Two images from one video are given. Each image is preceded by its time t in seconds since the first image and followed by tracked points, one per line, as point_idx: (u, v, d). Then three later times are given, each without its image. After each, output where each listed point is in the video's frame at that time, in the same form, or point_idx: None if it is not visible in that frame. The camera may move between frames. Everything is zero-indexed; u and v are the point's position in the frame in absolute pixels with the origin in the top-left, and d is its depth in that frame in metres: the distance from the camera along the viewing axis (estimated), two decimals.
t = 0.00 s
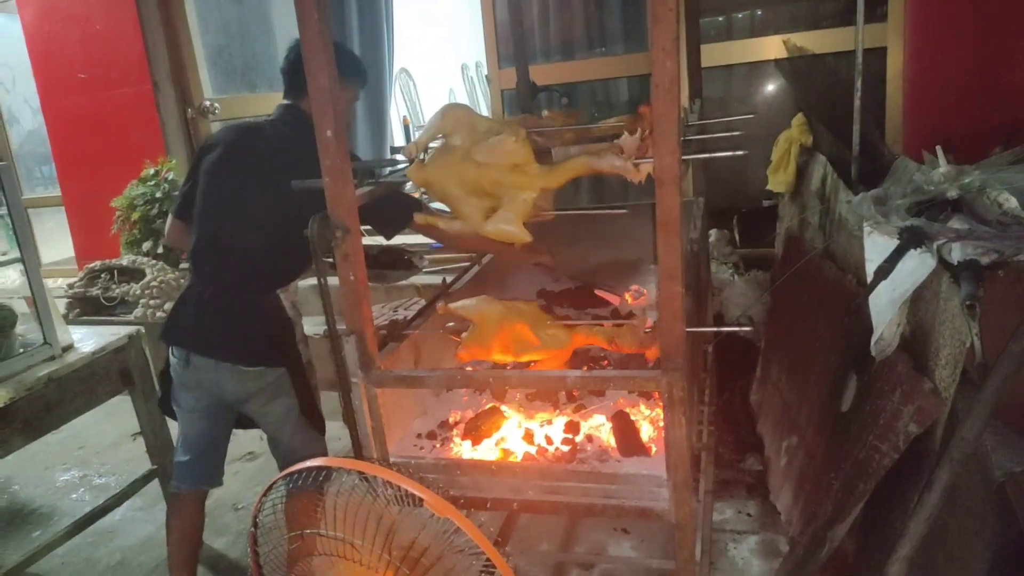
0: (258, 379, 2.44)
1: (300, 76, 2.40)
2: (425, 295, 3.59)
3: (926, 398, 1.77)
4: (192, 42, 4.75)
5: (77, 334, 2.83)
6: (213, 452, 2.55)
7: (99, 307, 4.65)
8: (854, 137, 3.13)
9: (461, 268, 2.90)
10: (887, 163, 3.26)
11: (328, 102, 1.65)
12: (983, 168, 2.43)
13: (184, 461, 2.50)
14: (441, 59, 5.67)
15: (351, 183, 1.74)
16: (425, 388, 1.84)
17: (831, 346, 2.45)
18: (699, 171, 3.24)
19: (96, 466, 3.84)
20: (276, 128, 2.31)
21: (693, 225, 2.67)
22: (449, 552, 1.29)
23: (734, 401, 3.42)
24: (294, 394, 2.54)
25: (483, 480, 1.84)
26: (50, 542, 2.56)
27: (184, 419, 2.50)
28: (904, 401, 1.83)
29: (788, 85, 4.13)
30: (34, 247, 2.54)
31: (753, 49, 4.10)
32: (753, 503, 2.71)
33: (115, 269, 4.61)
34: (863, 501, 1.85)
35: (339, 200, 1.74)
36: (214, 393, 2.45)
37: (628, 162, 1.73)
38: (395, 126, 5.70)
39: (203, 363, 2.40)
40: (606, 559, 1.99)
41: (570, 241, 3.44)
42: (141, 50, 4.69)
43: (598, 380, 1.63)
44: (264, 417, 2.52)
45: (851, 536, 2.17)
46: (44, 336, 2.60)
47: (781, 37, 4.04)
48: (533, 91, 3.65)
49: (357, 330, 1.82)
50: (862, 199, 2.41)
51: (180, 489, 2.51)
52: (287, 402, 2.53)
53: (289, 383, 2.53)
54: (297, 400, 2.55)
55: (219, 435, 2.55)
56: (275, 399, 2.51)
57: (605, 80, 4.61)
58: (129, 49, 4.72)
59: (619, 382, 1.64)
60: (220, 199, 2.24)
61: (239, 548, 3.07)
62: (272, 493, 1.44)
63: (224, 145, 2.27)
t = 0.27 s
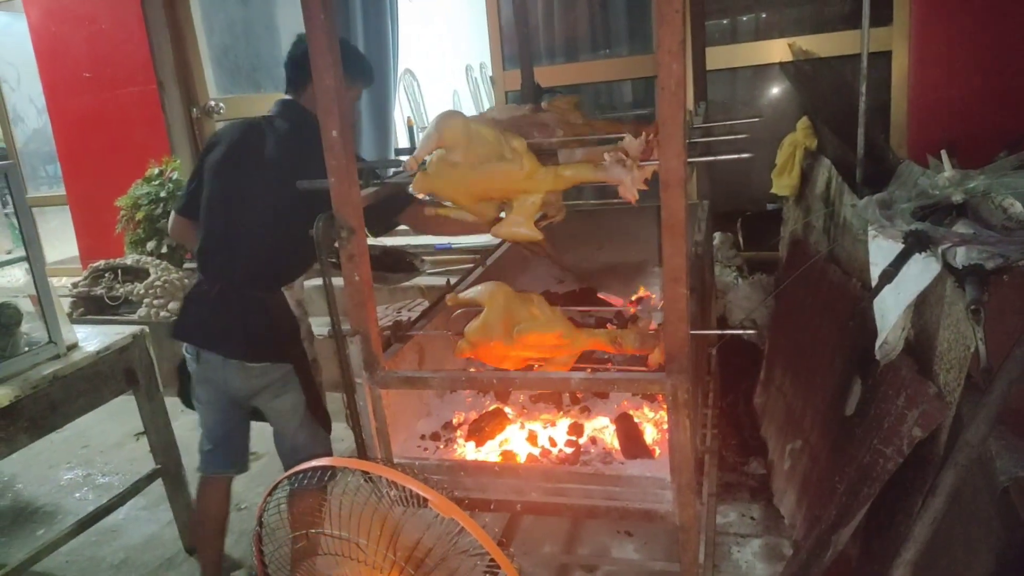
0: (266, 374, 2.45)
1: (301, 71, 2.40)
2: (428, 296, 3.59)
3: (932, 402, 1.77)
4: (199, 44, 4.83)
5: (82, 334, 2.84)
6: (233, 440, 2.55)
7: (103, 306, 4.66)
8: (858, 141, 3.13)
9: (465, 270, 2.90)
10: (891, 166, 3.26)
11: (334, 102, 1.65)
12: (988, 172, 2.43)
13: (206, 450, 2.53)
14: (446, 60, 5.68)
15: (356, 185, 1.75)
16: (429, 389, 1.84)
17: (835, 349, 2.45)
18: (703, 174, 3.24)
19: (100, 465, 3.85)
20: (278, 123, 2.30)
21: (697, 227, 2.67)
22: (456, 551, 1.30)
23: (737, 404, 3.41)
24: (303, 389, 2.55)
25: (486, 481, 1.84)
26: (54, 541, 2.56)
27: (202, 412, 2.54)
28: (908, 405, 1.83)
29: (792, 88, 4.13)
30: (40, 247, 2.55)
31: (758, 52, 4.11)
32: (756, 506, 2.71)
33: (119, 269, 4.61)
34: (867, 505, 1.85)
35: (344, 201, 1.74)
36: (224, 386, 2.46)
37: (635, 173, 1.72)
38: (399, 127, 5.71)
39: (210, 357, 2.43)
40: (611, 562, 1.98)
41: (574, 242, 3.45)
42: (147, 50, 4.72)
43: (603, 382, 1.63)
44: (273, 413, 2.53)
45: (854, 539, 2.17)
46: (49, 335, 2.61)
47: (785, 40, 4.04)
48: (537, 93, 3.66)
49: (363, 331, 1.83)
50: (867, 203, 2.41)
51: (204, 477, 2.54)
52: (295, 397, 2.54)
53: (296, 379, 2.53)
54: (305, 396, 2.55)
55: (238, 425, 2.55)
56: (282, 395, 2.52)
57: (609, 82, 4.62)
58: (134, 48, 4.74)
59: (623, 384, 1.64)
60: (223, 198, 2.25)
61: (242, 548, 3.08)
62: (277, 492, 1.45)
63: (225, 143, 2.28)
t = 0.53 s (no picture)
0: (268, 365, 2.49)
1: (276, 52, 2.32)
2: (434, 289, 3.60)
3: (938, 394, 1.77)
4: (204, 40, 4.86)
5: (90, 326, 2.86)
6: (264, 424, 2.69)
7: (110, 299, 4.68)
8: (865, 132, 3.12)
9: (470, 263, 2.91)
10: (898, 158, 3.25)
11: (340, 95, 1.65)
12: (996, 164, 2.42)
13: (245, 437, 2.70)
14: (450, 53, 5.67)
15: (362, 177, 1.75)
16: (436, 381, 1.85)
17: (842, 342, 2.45)
18: (709, 166, 3.23)
19: (108, 456, 3.87)
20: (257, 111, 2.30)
21: (703, 220, 2.66)
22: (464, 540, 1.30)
23: (743, 397, 3.41)
24: (301, 382, 2.53)
25: (493, 472, 1.85)
26: (64, 530, 2.59)
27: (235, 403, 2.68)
28: (915, 397, 1.83)
29: (799, 80, 4.11)
30: (48, 240, 2.56)
31: (763, 44, 4.09)
32: (762, 498, 2.72)
33: (126, 262, 4.65)
34: (873, 497, 1.85)
35: (350, 193, 1.74)
36: (239, 377, 2.54)
37: (642, 168, 1.74)
38: (404, 120, 5.70)
39: (222, 350, 2.53)
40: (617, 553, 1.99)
41: (579, 235, 3.45)
42: (152, 43, 4.74)
43: (609, 373, 1.63)
44: (274, 405, 2.55)
45: (860, 531, 2.17)
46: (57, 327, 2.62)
47: (791, 32, 4.03)
48: (543, 85, 3.65)
49: (369, 323, 1.84)
50: (873, 195, 2.40)
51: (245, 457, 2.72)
52: (293, 390, 2.53)
53: (295, 371, 2.52)
54: (303, 389, 2.53)
55: (265, 410, 2.67)
56: (282, 386, 2.53)
57: (614, 74, 4.61)
58: (139, 42, 4.76)
59: (630, 375, 1.65)
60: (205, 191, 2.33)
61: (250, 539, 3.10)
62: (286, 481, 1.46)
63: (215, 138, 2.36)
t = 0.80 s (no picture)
0: (258, 360, 2.53)
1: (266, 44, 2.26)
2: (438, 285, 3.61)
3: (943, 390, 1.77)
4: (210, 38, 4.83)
5: (96, 321, 2.87)
6: (264, 418, 2.72)
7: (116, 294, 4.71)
8: (871, 127, 3.11)
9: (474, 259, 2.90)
10: (904, 154, 3.23)
11: (345, 89, 1.66)
12: (1003, 159, 2.40)
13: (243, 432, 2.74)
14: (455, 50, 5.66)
15: (369, 172, 1.75)
16: (441, 375, 1.85)
17: (847, 338, 2.44)
18: (713, 161, 3.23)
19: (114, 452, 3.89)
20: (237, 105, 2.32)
21: (707, 215, 2.66)
22: (469, 534, 1.31)
23: (747, 393, 3.41)
24: (291, 378, 2.53)
25: (497, 467, 1.86)
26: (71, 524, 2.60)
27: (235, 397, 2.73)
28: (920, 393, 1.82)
29: (804, 75, 4.10)
30: (54, 235, 2.55)
31: (769, 39, 4.08)
32: (766, 494, 2.72)
33: (132, 258, 4.65)
34: (877, 493, 1.85)
35: (355, 189, 1.75)
36: (242, 371, 2.58)
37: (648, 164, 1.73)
38: (408, 116, 5.70)
39: (223, 347, 2.57)
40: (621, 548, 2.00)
41: (583, 231, 3.45)
42: (157, 40, 4.75)
43: (613, 368, 1.64)
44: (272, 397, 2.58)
45: (864, 526, 2.17)
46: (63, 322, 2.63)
47: (798, 28, 4.01)
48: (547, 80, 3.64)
49: (374, 317, 1.84)
50: (879, 190, 2.40)
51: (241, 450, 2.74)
52: (287, 384, 2.55)
53: (284, 367, 2.52)
54: (293, 385, 2.53)
55: (266, 403, 2.70)
56: (277, 381, 2.55)
57: (619, 70, 4.59)
58: (144, 38, 4.77)
59: (634, 370, 1.65)
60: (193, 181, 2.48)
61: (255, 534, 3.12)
62: (292, 475, 1.46)
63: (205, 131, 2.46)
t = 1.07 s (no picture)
0: (262, 357, 2.55)
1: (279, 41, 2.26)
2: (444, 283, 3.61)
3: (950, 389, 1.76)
4: (218, 38, 4.89)
5: (105, 318, 2.88)
6: (271, 414, 2.73)
7: (124, 292, 4.74)
8: (880, 126, 3.09)
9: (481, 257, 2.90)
10: (913, 153, 3.22)
11: (353, 86, 1.66)
12: (1013, 158, 2.39)
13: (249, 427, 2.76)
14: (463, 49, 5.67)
15: (376, 168, 1.76)
16: (447, 373, 1.85)
17: (854, 337, 2.43)
18: (721, 160, 3.22)
19: (121, 448, 3.91)
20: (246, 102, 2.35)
21: (715, 214, 2.65)
22: (475, 530, 1.31)
23: (754, 392, 3.40)
24: (293, 375, 2.52)
25: (503, 464, 1.86)
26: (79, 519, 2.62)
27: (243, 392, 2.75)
28: (927, 392, 1.82)
29: (812, 74, 4.08)
30: (63, 232, 2.57)
31: (777, 37, 4.07)
32: (772, 494, 2.71)
33: (140, 255, 4.66)
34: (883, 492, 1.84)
35: (363, 185, 1.75)
36: (249, 367, 2.61)
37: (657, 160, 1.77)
38: (415, 115, 5.71)
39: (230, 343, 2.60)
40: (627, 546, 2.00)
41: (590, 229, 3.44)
42: (166, 39, 4.77)
43: (620, 365, 1.63)
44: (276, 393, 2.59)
45: (870, 526, 2.16)
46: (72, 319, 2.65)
47: (805, 25, 3.99)
48: (555, 79, 3.64)
49: (381, 315, 1.84)
50: (888, 189, 2.39)
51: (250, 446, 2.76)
52: (289, 381, 2.55)
53: (286, 363, 2.52)
54: (296, 381, 2.52)
55: (273, 400, 2.71)
56: (279, 377, 2.56)
57: (626, 69, 4.59)
58: (154, 37, 4.79)
59: (641, 368, 1.64)
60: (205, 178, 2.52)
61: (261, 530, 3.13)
62: (298, 471, 1.47)
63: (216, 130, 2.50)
